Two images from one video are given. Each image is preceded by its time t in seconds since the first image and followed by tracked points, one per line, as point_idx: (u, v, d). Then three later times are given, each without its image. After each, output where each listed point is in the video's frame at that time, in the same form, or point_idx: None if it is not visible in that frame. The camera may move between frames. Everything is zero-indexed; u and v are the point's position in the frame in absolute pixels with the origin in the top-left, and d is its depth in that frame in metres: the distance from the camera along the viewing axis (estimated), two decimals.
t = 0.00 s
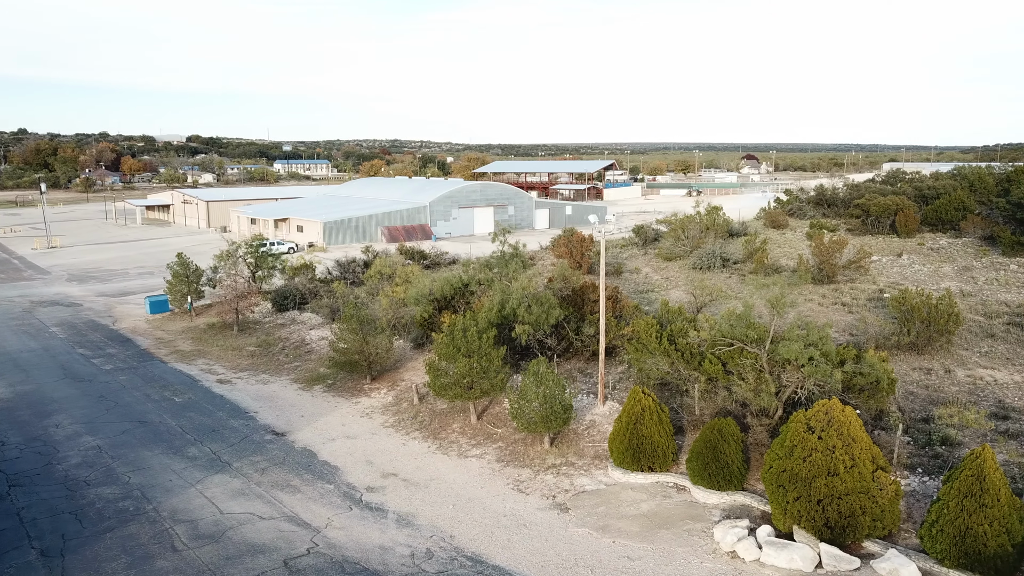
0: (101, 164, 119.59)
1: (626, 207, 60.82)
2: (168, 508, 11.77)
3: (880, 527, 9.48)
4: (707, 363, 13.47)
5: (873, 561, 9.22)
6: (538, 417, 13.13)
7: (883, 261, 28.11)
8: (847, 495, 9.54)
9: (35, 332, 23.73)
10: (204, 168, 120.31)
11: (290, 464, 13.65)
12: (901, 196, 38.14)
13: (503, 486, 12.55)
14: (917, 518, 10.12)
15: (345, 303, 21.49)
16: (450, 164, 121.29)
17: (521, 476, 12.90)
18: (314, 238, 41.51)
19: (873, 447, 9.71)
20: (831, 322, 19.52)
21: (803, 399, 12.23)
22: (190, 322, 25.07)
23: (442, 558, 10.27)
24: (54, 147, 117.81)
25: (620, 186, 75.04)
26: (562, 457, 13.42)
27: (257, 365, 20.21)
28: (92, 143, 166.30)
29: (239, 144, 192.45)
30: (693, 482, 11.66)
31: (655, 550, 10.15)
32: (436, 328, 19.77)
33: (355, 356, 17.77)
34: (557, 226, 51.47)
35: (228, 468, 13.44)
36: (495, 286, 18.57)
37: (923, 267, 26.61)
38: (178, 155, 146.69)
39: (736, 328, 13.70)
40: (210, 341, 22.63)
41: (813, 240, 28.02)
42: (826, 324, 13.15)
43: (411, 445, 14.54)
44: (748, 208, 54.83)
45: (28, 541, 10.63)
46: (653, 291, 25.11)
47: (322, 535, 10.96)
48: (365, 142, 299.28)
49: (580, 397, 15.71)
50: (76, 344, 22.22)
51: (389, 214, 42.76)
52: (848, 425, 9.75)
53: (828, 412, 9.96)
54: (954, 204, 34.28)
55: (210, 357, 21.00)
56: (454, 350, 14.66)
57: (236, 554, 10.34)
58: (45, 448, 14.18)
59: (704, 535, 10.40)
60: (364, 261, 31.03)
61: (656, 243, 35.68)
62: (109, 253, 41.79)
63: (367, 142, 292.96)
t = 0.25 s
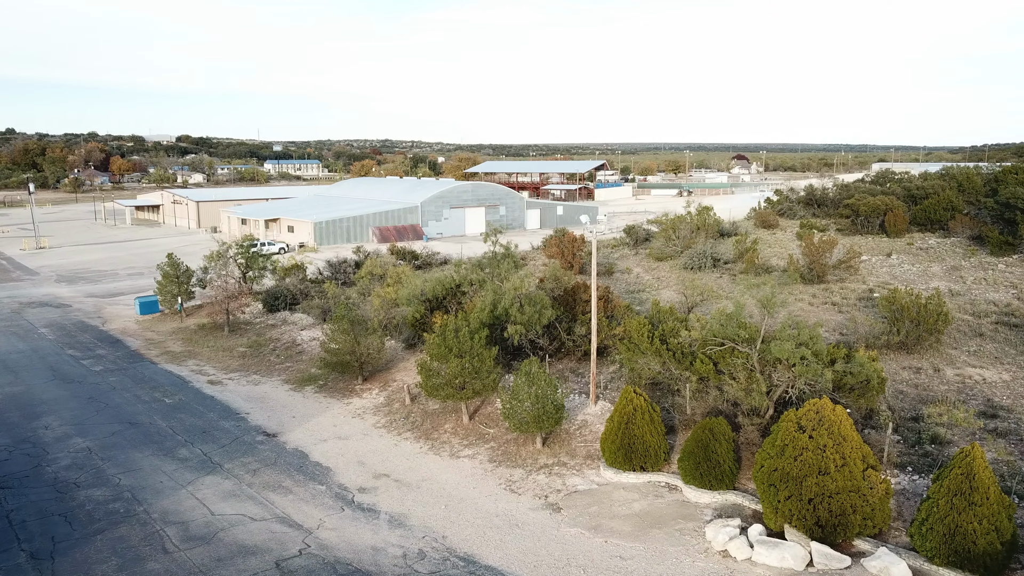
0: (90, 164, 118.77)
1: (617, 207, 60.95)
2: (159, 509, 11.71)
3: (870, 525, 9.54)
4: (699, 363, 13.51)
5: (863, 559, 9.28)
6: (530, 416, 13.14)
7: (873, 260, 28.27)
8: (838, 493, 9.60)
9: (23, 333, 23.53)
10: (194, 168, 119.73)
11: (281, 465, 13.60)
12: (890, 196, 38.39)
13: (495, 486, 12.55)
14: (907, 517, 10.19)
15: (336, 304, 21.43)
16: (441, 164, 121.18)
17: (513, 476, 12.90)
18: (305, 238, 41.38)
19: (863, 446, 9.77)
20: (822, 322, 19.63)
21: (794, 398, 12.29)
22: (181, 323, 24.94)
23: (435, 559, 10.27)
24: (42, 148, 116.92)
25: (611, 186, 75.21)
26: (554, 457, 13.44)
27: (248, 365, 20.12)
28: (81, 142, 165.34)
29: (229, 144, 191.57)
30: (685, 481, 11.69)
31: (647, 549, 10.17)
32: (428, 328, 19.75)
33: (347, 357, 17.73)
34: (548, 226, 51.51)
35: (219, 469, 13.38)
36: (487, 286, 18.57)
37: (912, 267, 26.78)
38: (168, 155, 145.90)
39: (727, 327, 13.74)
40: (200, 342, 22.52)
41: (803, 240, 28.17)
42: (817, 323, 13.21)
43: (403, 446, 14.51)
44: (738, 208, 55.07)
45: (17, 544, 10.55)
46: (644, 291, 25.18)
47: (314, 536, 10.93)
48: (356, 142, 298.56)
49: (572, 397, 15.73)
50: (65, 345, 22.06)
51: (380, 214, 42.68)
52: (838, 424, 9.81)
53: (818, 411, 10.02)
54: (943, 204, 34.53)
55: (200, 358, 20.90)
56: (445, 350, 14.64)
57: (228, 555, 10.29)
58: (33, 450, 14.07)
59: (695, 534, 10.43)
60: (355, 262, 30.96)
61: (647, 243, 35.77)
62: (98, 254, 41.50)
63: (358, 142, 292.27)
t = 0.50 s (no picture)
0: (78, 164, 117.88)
1: (608, 207, 61.05)
2: (150, 511, 11.63)
3: (862, 523, 9.60)
4: (690, 362, 13.55)
5: (855, 557, 9.34)
6: (523, 416, 13.14)
7: (863, 260, 28.42)
8: (830, 492, 9.65)
9: (12, 334, 23.32)
10: (184, 168, 119.05)
11: (273, 466, 13.54)
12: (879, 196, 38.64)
13: (488, 486, 12.54)
14: (898, 515, 10.26)
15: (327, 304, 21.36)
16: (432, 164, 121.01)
17: (506, 476, 12.90)
18: (295, 238, 41.22)
19: (855, 445, 9.82)
20: (813, 322, 19.73)
21: (785, 397, 12.34)
22: (171, 323, 24.80)
23: (428, 559, 10.25)
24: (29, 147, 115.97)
25: (602, 186, 75.35)
26: (546, 456, 13.45)
27: (239, 366, 20.03)
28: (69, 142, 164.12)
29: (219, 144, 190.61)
30: (677, 481, 11.73)
31: (640, 549, 10.20)
32: (419, 328, 19.71)
33: (338, 357, 17.67)
34: (539, 226, 51.53)
35: (210, 470, 13.31)
36: (479, 286, 18.56)
37: (901, 267, 26.94)
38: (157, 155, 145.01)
39: (719, 327, 13.78)
40: (191, 343, 22.40)
41: (793, 240, 28.30)
42: (808, 323, 13.27)
43: (395, 446, 14.47)
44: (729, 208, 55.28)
45: (6, 547, 10.45)
46: (635, 290, 25.23)
47: (306, 537, 10.89)
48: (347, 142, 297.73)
49: (564, 396, 15.75)
50: (54, 346, 21.89)
51: (371, 214, 42.57)
52: (830, 422, 9.86)
53: (810, 410, 10.07)
54: (931, 204, 34.76)
55: (191, 359, 20.78)
56: (438, 350, 14.61)
57: (219, 557, 10.23)
58: (22, 452, 13.95)
59: (688, 534, 10.46)
60: (346, 262, 30.87)
61: (638, 243, 35.85)
62: (87, 255, 41.19)
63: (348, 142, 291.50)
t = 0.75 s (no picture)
0: (66, 164, 116.98)
1: (599, 208, 61.14)
2: (141, 513, 11.56)
3: (853, 522, 9.65)
4: (683, 362, 13.59)
5: (846, 556, 9.39)
6: (515, 417, 13.13)
7: (852, 260, 28.58)
8: (822, 491, 9.70)
9: None
10: (173, 168, 118.33)
11: (265, 467, 13.49)
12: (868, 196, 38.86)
13: (480, 487, 12.53)
14: (889, 513, 10.32)
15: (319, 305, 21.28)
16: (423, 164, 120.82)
17: (499, 477, 12.90)
18: (286, 239, 41.05)
19: (846, 444, 9.88)
20: (804, 321, 19.82)
21: (777, 396, 12.39)
22: (161, 324, 24.65)
23: (420, 560, 10.23)
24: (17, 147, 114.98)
25: (593, 186, 75.46)
26: (539, 457, 13.45)
27: (229, 367, 19.93)
28: (56, 142, 162.84)
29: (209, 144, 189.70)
30: (670, 480, 11.75)
31: (632, 548, 10.22)
32: (411, 329, 19.66)
33: (330, 358, 17.61)
34: (531, 227, 51.53)
35: (201, 472, 13.24)
36: (471, 286, 18.54)
37: (891, 266, 27.10)
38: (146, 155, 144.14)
39: (711, 326, 13.82)
40: (181, 344, 22.27)
41: (784, 240, 28.43)
42: (799, 322, 13.34)
43: (388, 447, 14.44)
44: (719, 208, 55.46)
45: None
46: (626, 290, 25.28)
47: (298, 538, 10.85)
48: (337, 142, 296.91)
49: (556, 396, 15.76)
50: (42, 348, 21.70)
51: (363, 215, 42.46)
52: (822, 422, 9.91)
53: (802, 409, 10.11)
54: (920, 204, 34.98)
55: (181, 360, 20.66)
56: (430, 351, 14.58)
57: (211, 559, 10.18)
58: (11, 455, 13.82)
59: (680, 533, 10.49)
60: (337, 262, 30.78)
61: (629, 243, 35.92)
62: (76, 255, 40.88)
63: (339, 142, 290.80)
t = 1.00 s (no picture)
0: (54, 164, 116.09)
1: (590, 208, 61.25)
2: (131, 516, 11.48)
3: (844, 521, 9.71)
4: (674, 362, 13.64)
5: (837, 555, 9.44)
6: (507, 417, 13.14)
7: (842, 260, 28.76)
8: (813, 490, 9.75)
9: None
10: (163, 168, 117.64)
11: (256, 469, 13.42)
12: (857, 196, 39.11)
13: (473, 487, 12.52)
14: (879, 512, 10.39)
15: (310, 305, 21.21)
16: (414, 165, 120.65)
17: (491, 477, 12.89)
18: (276, 239, 40.89)
19: (837, 443, 9.94)
20: (793, 321, 19.93)
21: (768, 396, 12.44)
22: (150, 325, 24.49)
23: (413, 561, 10.21)
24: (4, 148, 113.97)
25: (584, 186, 75.59)
26: (531, 457, 13.46)
27: (220, 368, 19.84)
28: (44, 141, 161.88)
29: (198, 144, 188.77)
30: (662, 480, 11.78)
31: (625, 548, 10.24)
32: (403, 329, 19.63)
33: (321, 359, 17.56)
34: (522, 227, 51.55)
35: (192, 474, 13.17)
36: (463, 287, 18.52)
37: (880, 266, 27.28)
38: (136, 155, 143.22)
39: (702, 327, 13.87)
40: (171, 345, 22.14)
41: (774, 240, 28.57)
42: (790, 322, 13.39)
43: (379, 448, 14.41)
44: (710, 208, 55.66)
45: None
46: (618, 290, 25.34)
47: (290, 540, 10.81)
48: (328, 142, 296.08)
49: (548, 397, 15.77)
50: (30, 349, 21.52)
51: (353, 215, 42.35)
52: (813, 422, 9.96)
53: (793, 409, 10.16)
54: (909, 204, 35.22)
55: (171, 361, 20.54)
56: (422, 352, 14.56)
57: (202, 561, 10.12)
58: None
59: (673, 533, 10.51)
60: (328, 263, 30.69)
61: (621, 243, 35.99)
62: (64, 257, 40.58)
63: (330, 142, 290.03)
